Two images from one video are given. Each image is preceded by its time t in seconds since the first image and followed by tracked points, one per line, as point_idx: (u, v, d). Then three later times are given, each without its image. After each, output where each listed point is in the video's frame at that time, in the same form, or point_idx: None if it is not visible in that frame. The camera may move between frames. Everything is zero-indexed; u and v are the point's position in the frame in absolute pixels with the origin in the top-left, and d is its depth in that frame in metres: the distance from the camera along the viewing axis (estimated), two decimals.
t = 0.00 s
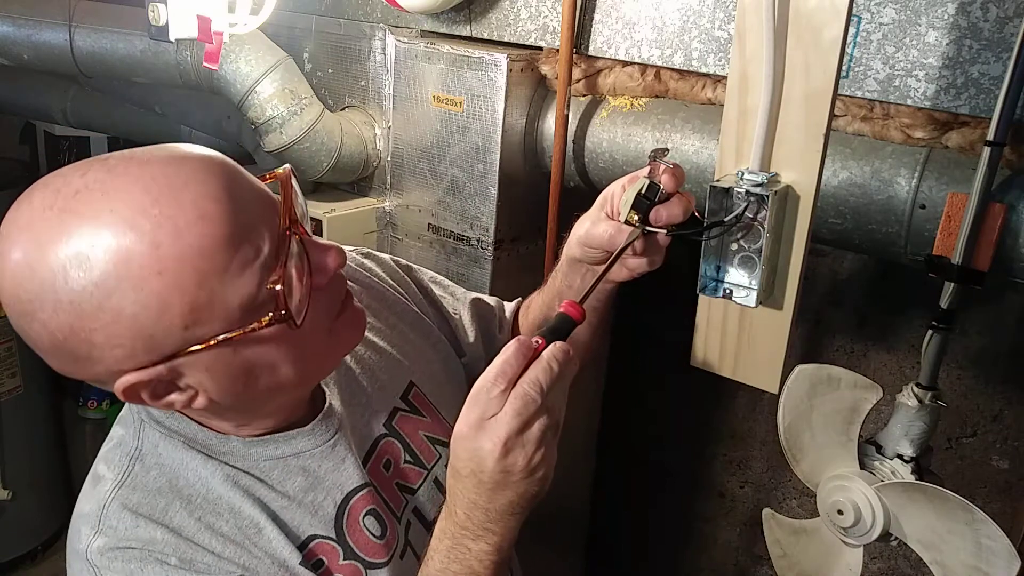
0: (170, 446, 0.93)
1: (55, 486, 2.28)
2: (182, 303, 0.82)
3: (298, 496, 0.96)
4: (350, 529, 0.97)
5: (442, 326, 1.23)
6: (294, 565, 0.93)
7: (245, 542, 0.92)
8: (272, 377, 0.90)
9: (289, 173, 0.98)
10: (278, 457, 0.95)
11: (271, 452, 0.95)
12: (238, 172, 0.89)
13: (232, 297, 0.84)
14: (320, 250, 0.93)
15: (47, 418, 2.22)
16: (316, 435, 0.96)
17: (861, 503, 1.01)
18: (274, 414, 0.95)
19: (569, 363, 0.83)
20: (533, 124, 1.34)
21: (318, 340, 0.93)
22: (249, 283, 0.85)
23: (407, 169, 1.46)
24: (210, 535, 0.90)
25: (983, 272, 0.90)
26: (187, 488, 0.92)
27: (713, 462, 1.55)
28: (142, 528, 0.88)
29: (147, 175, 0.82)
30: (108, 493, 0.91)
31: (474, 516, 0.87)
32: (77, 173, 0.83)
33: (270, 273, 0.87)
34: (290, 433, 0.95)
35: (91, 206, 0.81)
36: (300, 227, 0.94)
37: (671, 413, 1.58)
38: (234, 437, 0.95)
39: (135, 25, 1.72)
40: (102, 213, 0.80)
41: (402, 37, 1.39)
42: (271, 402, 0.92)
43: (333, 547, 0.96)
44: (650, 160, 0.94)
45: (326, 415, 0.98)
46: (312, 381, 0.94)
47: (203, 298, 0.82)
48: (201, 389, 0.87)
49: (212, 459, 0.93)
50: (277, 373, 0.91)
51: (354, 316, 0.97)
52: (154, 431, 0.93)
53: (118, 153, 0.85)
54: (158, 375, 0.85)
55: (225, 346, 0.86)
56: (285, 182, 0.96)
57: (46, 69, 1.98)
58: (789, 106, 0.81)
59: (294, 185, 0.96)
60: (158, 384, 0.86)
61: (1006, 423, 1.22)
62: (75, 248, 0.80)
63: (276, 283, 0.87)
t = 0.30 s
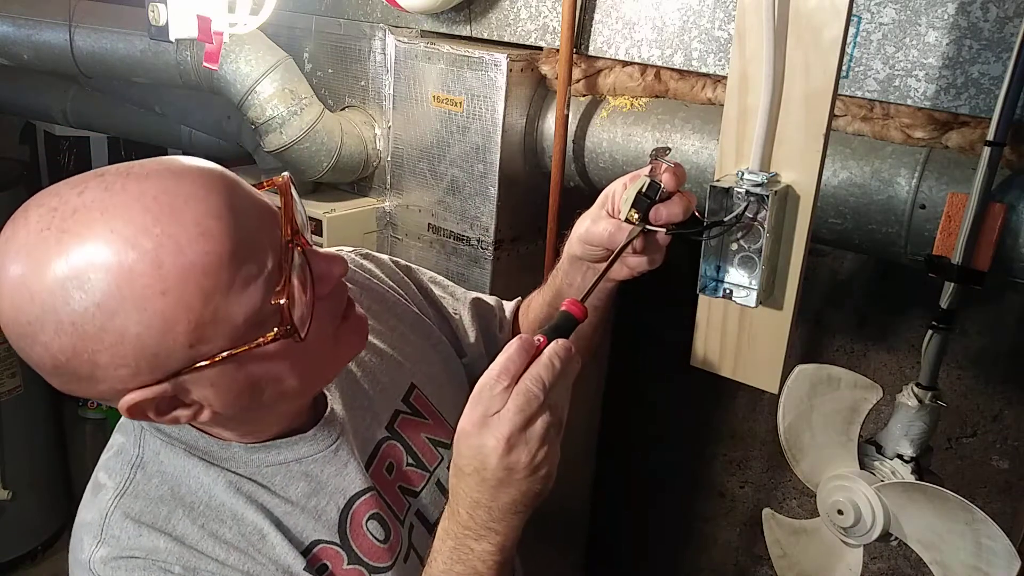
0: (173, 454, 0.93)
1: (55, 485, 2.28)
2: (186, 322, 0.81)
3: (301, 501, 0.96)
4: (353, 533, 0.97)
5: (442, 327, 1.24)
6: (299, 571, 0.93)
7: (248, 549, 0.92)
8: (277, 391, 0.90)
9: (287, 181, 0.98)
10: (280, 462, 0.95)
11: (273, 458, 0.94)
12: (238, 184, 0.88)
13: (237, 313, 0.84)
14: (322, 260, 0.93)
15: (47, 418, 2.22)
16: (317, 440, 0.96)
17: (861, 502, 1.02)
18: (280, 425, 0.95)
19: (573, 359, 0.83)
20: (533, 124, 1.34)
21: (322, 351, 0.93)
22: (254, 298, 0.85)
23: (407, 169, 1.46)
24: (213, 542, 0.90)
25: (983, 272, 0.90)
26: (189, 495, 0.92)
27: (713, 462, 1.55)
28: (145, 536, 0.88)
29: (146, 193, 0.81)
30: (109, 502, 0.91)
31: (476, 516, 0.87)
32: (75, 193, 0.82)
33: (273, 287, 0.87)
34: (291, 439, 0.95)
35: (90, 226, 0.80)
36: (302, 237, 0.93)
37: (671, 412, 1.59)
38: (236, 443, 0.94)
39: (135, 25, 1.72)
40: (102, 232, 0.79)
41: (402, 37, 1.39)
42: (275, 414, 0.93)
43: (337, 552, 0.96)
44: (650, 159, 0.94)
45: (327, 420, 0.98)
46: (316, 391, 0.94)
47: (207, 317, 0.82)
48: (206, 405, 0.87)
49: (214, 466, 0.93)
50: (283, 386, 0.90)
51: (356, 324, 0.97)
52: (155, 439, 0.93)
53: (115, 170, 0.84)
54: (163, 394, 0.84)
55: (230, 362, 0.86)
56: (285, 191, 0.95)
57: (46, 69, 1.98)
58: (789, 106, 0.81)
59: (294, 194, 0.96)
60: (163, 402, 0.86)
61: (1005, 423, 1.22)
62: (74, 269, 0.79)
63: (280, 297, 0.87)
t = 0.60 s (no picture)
0: (175, 460, 0.92)
1: (55, 485, 2.28)
2: (191, 336, 0.81)
3: (305, 504, 0.95)
4: (359, 535, 0.97)
5: (444, 326, 1.24)
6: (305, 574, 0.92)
7: (254, 553, 0.91)
8: (281, 400, 0.91)
9: (289, 189, 0.98)
10: (284, 466, 0.95)
11: (277, 462, 0.95)
12: (239, 195, 0.88)
13: (241, 325, 0.84)
14: (325, 268, 0.93)
15: (47, 418, 2.22)
16: (321, 444, 0.96)
17: (861, 502, 1.02)
18: (284, 433, 0.95)
19: (574, 352, 0.83)
20: (534, 124, 1.34)
21: (325, 358, 0.93)
22: (257, 310, 0.85)
23: (407, 169, 1.46)
24: (218, 547, 0.90)
25: (983, 272, 0.90)
26: (193, 501, 0.92)
27: (713, 461, 1.55)
28: (150, 543, 0.88)
29: (146, 207, 0.81)
30: (113, 509, 0.90)
31: (474, 514, 0.87)
32: (73, 208, 0.82)
33: (276, 298, 0.87)
34: (295, 443, 0.95)
35: (90, 242, 0.79)
36: (303, 244, 0.93)
37: (671, 412, 1.59)
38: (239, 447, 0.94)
39: (135, 25, 1.72)
40: (103, 248, 0.79)
41: (402, 37, 1.39)
42: (279, 421, 0.93)
43: (343, 554, 0.95)
44: (650, 159, 0.94)
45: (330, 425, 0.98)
46: (320, 399, 0.95)
47: (212, 330, 0.82)
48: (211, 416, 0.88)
49: (217, 471, 0.93)
50: (287, 395, 0.91)
51: (358, 329, 0.98)
52: (158, 445, 0.93)
53: (113, 185, 0.84)
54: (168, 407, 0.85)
55: (233, 375, 0.86)
56: (285, 199, 0.96)
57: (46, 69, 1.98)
58: (789, 107, 0.81)
59: (294, 202, 0.96)
60: (168, 415, 0.86)
61: (1005, 423, 1.22)
62: (76, 285, 0.78)
63: (283, 307, 0.87)
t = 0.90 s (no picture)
0: (177, 461, 0.92)
1: (55, 485, 2.28)
2: (196, 337, 0.81)
3: (307, 506, 0.95)
4: (361, 536, 0.97)
5: (447, 328, 1.24)
6: None
7: (255, 555, 0.91)
8: (285, 401, 0.91)
9: (291, 190, 0.98)
10: (286, 468, 0.95)
11: (279, 464, 0.95)
12: (242, 196, 0.88)
13: (245, 326, 0.84)
14: (329, 269, 0.93)
15: (47, 419, 2.22)
16: (323, 446, 0.97)
17: (860, 502, 1.01)
18: (287, 434, 0.95)
19: (574, 352, 0.83)
20: (533, 124, 1.34)
21: (329, 359, 0.93)
22: (261, 311, 0.85)
23: (407, 169, 1.46)
24: (220, 548, 0.90)
25: (983, 272, 0.90)
26: (195, 502, 0.92)
27: (713, 461, 1.55)
28: (151, 544, 0.88)
29: (151, 209, 0.81)
30: (114, 511, 0.90)
31: (474, 514, 0.87)
32: (76, 209, 0.82)
33: (280, 299, 0.87)
34: (297, 445, 0.95)
35: (95, 243, 0.80)
36: (307, 245, 0.93)
37: (671, 412, 1.59)
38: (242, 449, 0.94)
39: (135, 25, 1.72)
40: (107, 249, 0.79)
41: (402, 37, 1.39)
42: (283, 421, 0.93)
43: (345, 555, 0.95)
44: (650, 159, 0.94)
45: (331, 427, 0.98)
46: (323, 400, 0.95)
47: (216, 331, 0.82)
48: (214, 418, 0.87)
49: (219, 473, 0.93)
50: (290, 396, 0.91)
51: (361, 329, 0.98)
52: (159, 447, 0.93)
53: (116, 187, 0.84)
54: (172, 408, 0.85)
55: (237, 376, 0.86)
56: (289, 200, 0.96)
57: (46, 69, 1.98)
58: (789, 107, 0.81)
59: (297, 203, 0.96)
60: (172, 416, 0.86)
61: (1005, 423, 1.22)
62: (80, 287, 0.79)
63: (287, 308, 0.87)
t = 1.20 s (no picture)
0: (173, 462, 0.92)
1: (55, 485, 2.28)
2: (192, 335, 0.81)
3: (304, 507, 0.95)
4: (358, 538, 0.97)
5: (446, 328, 1.24)
6: None
7: (252, 556, 0.91)
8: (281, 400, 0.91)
9: (290, 190, 0.98)
10: (283, 469, 0.95)
11: (276, 465, 0.95)
12: (241, 194, 0.88)
13: (241, 325, 0.84)
14: (327, 269, 0.93)
15: (47, 419, 2.22)
16: (320, 446, 0.96)
17: (861, 502, 1.01)
18: (283, 433, 0.95)
19: (574, 356, 0.83)
20: (533, 124, 1.34)
21: (326, 358, 0.93)
22: (257, 310, 0.85)
23: (407, 169, 1.46)
24: (217, 549, 0.90)
25: (983, 272, 0.90)
26: (192, 503, 0.92)
27: (713, 461, 1.55)
28: (148, 545, 0.88)
29: (148, 206, 0.81)
30: (111, 511, 0.90)
31: (473, 514, 0.87)
32: (74, 206, 0.82)
33: (277, 297, 0.87)
34: (294, 446, 0.95)
35: (92, 239, 0.79)
36: (305, 245, 0.93)
37: (671, 412, 1.59)
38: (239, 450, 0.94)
39: (135, 25, 1.72)
40: (104, 246, 0.79)
41: (402, 37, 1.39)
42: (279, 420, 0.93)
43: (342, 557, 0.95)
44: (650, 159, 0.94)
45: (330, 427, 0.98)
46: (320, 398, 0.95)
47: (213, 329, 0.82)
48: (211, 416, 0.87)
49: (216, 473, 0.93)
50: (287, 395, 0.91)
51: (358, 329, 0.98)
52: (156, 447, 0.93)
53: (114, 184, 0.84)
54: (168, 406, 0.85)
55: (233, 375, 0.86)
56: (287, 199, 0.96)
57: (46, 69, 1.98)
58: (789, 107, 0.81)
59: (296, 203, 0.96)
60: (168, 414, 0.86)
61: (1005, 424, 1.22)
62: (77, 284, 0.79)
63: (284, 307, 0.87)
